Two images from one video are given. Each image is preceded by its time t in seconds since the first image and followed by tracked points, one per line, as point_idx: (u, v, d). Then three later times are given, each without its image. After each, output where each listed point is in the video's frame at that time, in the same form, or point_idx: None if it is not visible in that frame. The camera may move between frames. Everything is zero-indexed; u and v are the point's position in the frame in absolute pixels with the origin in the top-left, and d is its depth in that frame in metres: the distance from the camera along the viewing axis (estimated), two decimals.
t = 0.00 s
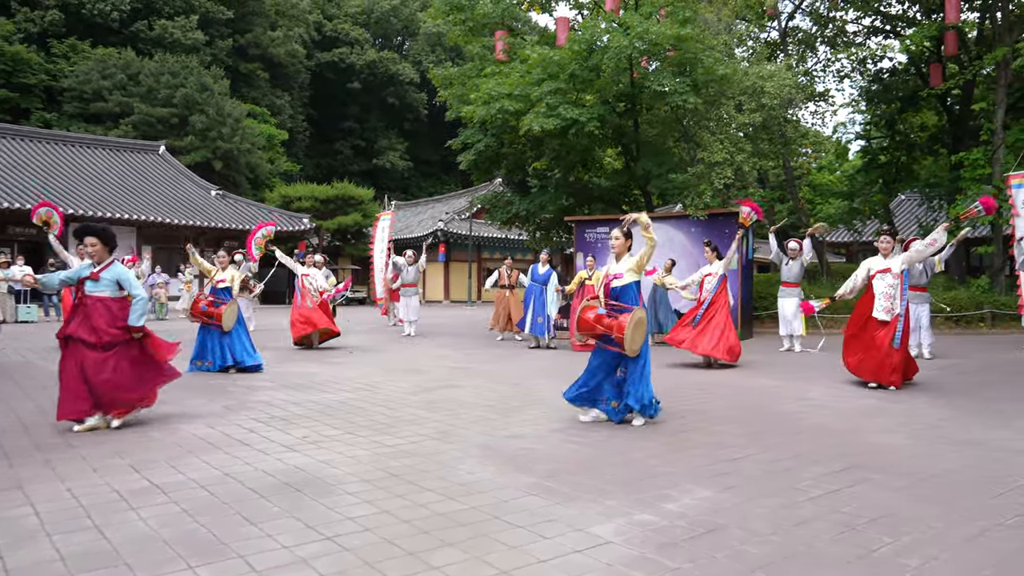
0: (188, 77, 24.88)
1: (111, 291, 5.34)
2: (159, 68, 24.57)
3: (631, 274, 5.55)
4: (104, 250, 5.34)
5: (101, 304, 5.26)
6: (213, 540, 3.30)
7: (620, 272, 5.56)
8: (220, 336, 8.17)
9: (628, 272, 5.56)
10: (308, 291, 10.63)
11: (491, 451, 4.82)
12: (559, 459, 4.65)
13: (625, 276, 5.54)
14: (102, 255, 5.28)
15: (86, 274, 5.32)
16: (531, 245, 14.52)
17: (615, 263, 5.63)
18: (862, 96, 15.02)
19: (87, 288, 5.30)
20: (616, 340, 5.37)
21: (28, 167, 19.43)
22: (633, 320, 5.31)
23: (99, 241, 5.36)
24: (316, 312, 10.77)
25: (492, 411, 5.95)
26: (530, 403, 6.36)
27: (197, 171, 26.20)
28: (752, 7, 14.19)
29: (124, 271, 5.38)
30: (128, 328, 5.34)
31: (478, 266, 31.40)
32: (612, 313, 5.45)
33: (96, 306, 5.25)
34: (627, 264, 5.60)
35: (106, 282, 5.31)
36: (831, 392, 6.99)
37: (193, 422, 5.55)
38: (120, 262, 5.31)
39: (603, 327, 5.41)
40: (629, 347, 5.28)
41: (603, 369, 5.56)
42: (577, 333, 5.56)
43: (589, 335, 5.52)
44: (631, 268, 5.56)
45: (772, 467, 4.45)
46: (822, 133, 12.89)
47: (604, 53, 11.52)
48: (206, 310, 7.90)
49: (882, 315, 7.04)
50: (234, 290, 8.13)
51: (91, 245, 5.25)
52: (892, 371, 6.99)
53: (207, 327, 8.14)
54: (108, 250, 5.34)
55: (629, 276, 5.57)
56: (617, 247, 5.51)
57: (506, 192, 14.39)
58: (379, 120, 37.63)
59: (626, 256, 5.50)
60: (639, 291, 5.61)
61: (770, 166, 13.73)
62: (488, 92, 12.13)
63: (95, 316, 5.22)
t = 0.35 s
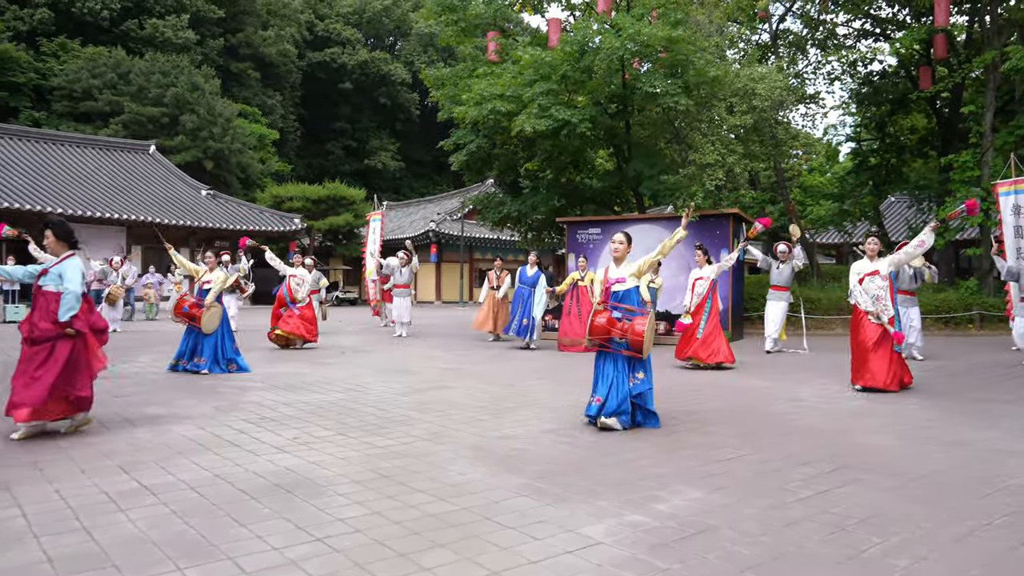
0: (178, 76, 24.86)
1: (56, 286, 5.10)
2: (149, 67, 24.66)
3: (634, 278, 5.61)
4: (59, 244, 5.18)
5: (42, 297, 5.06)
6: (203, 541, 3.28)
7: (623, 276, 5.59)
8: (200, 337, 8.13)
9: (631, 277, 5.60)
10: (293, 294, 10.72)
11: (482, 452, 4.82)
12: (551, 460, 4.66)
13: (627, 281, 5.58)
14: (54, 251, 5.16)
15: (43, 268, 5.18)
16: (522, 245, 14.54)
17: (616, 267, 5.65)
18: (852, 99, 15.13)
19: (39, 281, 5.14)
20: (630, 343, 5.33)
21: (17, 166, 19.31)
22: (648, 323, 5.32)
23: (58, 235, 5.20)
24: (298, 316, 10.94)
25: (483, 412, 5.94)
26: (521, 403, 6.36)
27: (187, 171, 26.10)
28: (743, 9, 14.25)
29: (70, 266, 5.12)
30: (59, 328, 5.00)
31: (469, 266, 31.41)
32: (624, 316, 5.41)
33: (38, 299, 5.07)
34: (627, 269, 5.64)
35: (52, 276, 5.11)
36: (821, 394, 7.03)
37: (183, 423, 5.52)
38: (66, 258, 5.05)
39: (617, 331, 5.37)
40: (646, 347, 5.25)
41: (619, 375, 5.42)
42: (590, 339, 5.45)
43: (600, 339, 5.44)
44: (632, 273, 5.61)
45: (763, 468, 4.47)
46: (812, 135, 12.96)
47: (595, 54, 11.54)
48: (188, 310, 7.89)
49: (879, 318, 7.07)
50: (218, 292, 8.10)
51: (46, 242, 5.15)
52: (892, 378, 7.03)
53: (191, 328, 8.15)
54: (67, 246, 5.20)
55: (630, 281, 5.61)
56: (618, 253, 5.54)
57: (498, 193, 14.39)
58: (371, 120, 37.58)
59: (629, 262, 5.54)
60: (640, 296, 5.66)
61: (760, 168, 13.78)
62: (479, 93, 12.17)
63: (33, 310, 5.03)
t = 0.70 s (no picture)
0: (172, 75, 24.80)
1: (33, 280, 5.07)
2: (142, 65, 24.38)
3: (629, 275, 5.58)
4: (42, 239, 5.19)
5: (18, 292, 5.05)
6: (194, 542, 3.26)
7: (620, 273, 5.55)
8: (199, 334, 8.12)
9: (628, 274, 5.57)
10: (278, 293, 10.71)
11: (475, 452, 4.82)
12: (544, 460, 4.66)
13: (624, 278, 5.56)
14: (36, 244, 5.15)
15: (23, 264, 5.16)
16: (516, 246, 14.56)
17: (611, 263, 5.61)
18: (844, 101, 15.24)
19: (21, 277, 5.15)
20: (635, 342, 5.38)
21: (7, 164, 19.19)
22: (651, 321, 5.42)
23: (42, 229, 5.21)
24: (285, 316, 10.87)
25: (476, 412, 5.94)
26: (514, 403, 6.37)
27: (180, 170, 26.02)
28: (737, 11, 14.32)
29: (50, 261, 5.11)
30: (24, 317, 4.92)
31: (463, 267, 31.43)
32: (626, 313, 5.41)
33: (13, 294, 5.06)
34: (622, 265, 5.61)
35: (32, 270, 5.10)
36: (813, 395, 7.06)
37: (174, 422, 5.49)
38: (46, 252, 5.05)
39: (622, 328, 5.35)
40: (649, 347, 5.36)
41: (621, 372, 5.49)
42: (595, 333, 5.34)
43: (603, 336, 5.38)
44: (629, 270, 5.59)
45: (755, 468, 4.48)
46: (806, 137, 13.02)
47: (590, 55, 11.58)
48: (184, 304, 7.84)
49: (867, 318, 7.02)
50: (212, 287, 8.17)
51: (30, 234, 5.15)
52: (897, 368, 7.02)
53: (189, 324, 8.12)
54: (51, 242, 5.21)
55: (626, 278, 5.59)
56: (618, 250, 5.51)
57: (492, 193, 14.39)
58: (364, 120, 37.54)
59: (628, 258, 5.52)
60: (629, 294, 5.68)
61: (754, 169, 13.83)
62: (474, 93, 12.20)
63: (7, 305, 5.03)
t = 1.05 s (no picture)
0: (166, 74, 24.40)
1: (52, 284, 5.11)
2: (135, 64, 24.09)
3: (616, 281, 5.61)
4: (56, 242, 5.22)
5: (36, 294, 5.06)
6: (188, 543, 3.25)
7: (608, 278, 5.57)
8: (196, 337, 8.09)
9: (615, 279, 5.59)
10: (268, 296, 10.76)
11: (470, 452, 4.82)
12: (538, 461, 4.66)
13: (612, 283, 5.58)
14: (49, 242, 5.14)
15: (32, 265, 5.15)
16: (511, 246, 14.58)
17: (602, 267, 5.59)
18: (838, 103, 15.29)
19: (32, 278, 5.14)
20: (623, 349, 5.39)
21: None
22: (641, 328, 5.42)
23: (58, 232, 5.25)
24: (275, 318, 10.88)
25: (471, 413, 5.94)
26: (508, 404, 6.37)
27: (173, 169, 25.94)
28: (731, 13, 14.36)
29: (67, 264, 5.14)
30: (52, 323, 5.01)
31: (457, 267, 31.41)
32: (617, 318, 5.40)
33: (31, 296, 5.07)
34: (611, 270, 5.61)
35: (47, 274, 5.11)
36: (807, 395, 7.08)
37: (168, 423, 5.47)
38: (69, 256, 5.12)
39: (613, 334, 5.34)
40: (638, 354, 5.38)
41: (609, 377, 5.57)
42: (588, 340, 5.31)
43: (594, 342, 5.37)
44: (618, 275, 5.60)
45: (749, 469, 4.49)
46: (799, 139, 13.06)
47: (584, 56, 11.58)
48: (184, 308, 7.82)
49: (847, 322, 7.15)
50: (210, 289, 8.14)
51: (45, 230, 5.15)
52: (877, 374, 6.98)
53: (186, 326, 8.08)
54: (66, 245, 5.28)
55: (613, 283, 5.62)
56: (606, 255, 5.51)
57: (486, 194, 14.39)
58: (359, 120, 37.50)
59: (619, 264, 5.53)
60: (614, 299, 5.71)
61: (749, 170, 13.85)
62: (469, 94, 12.20)
63: (25, 306, 5.04)
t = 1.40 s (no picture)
0: (160, 73, 24.40)
1: (70, 278, 5.22)
2: (129, 63, 23.94)
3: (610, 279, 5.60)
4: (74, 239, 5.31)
5: (55, 290, 5.17)
6: (181, 543, 3.24)
7: (600, 277, 5.57)
8: (194, 334, 8.06)
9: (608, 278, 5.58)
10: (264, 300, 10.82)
11: (464, 453, 4.82)
12: (533, 461, 4.66)
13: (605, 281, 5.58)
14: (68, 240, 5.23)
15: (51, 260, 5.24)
16: (505, 246, 14.59)
17: (593, 267, 5.60)
18: (832, 105, 15.33)
19: (48, 274, 5.23)
20: (614, 346, 5.40)
21: None
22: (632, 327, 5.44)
23: (75, 229, 5.33)
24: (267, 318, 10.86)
25: (465, 414, 5.94)
26: (503, 405, 6.36)
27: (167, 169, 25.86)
28: (726, 14, 14.41)
29: (85, 260, 5.25)
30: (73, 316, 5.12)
31: (452, 267, 31.41)
32: (608, 317, 5.41)
33: (50, 293, 5.17)
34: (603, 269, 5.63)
35: (65, 269, 5.20)
36: (801, 396, 7.10)
37: (161, 423, 5.46)
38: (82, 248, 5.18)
39: (604, 333, 5.36)
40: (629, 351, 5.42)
41: (598, 377, 5.52)
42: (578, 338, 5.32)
43: (585, 340, 5.38)
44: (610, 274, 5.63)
45: (743, 469, 4.50)
46: (793, 140, 13.10)
47: (579, 57, 11.58)
48: (182, 307, 7.80)
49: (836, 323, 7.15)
50: (207, 288, 8.09)
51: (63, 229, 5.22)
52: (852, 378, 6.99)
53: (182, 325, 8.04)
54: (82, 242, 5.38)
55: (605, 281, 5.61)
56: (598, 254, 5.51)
57: (481, 195, 14.38)
58: (354, 119, 37.47)
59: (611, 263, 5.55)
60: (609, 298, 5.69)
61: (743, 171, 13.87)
62: (464, 94, 12.21)
63: (44, 304, 5.13)
